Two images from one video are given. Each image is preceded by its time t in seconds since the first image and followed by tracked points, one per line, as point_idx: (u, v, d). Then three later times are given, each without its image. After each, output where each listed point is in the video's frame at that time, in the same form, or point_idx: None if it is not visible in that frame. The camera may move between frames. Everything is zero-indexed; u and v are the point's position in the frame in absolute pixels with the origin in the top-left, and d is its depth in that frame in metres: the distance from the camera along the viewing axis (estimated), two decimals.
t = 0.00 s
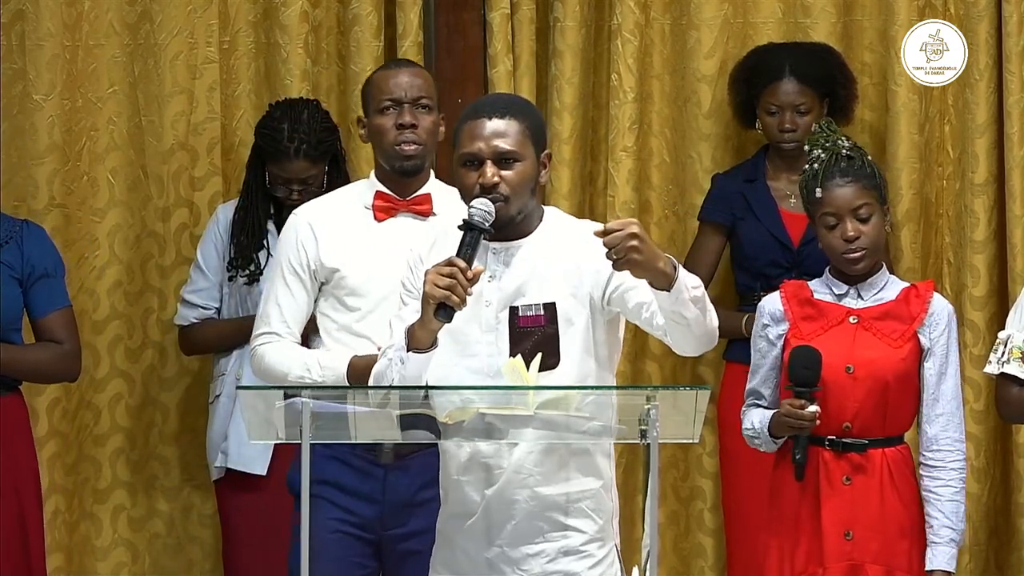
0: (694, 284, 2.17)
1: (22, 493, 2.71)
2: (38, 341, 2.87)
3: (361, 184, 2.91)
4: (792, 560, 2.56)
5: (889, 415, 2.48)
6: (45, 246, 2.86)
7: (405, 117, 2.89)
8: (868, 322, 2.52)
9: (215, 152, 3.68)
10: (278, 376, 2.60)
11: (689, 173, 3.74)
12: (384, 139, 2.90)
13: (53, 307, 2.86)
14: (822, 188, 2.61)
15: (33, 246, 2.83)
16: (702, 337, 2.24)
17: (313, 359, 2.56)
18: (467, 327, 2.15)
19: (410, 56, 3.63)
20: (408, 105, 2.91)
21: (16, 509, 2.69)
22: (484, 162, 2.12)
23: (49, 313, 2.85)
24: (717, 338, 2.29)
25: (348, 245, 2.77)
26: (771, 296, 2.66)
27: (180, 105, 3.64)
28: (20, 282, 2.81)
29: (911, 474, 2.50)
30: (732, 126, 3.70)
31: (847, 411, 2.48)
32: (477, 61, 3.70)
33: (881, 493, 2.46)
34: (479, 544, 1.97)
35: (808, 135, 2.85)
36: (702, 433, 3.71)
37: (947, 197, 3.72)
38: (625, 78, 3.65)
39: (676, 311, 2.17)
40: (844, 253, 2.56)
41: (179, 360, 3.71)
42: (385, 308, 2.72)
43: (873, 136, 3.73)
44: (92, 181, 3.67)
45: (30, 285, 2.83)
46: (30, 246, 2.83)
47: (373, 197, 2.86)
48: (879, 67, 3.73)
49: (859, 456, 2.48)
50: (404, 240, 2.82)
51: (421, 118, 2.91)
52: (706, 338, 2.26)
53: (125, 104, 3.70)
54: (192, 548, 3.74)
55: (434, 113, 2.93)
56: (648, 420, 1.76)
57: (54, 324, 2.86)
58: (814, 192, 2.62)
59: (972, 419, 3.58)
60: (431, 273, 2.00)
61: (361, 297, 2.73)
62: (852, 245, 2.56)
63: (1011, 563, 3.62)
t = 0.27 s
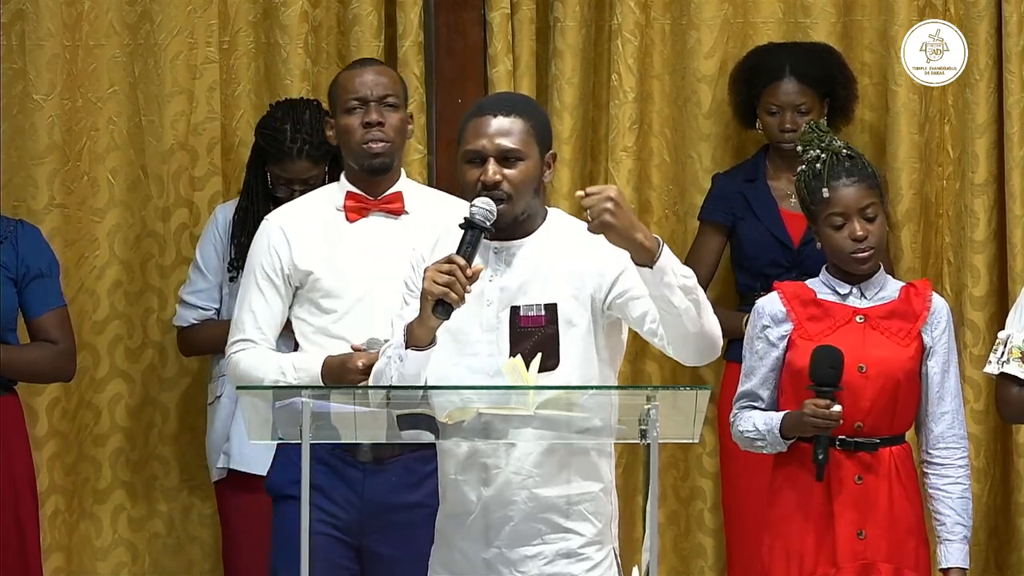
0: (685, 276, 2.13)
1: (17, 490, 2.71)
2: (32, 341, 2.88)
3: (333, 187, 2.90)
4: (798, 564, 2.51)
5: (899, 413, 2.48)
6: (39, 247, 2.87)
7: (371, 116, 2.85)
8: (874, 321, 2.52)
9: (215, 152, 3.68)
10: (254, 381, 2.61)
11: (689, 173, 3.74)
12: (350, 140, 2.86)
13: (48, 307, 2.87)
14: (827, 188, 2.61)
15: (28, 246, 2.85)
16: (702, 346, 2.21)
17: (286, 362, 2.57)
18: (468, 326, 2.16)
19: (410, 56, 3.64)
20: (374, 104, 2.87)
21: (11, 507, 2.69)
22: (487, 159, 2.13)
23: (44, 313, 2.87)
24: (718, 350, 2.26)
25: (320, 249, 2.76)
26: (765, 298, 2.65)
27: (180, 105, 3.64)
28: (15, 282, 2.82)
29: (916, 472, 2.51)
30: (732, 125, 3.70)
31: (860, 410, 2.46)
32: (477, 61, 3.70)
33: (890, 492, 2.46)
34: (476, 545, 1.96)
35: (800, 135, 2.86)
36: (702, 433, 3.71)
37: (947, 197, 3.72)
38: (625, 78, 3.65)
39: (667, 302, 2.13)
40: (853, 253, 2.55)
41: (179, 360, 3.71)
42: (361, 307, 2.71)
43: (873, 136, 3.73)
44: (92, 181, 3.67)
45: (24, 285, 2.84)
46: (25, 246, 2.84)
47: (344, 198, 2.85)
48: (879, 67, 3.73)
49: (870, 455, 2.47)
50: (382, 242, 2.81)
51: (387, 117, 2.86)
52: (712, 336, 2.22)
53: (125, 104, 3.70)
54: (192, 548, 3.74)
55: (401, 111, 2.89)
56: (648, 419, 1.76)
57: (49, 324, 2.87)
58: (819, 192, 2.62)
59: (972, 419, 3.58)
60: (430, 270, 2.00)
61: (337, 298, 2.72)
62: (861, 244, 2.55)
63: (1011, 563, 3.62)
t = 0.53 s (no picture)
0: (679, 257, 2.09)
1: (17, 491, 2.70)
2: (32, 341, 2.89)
3: (305, 189, 2.88)
4: (803, 564, 2.50)
5: (902, 411, 2.48)
6: (39, 247, 2.87)
7: (342, 115, 2.82)
8: (878, 321, 2.53)
9: (215, 152, 3.67)
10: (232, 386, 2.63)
11: (689, 173, 3.73)
12: (322, 139, 2.82)
13: (48, 307, 2.87)
14: (831, 189, 2.61)
15: (27, 246, 2.84)
16: (699, 339, 2.15)
17: (264, 365, 2.60)
18: (469, 325, 2.15)
19: (410, 56, 3.64)
20: (344, 103, 2.84)
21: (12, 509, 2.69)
22: (496, 165, 2.09)
23: (44, 312, 2.87)
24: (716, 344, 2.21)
25: (295, 251, 2.76)
26: (763, 299, 2.64)
27: (180, 105, 3.63)
28: (14, 282, 2.82)
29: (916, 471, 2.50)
30: (732, 125, 3.70)
31: (866, 409, 2.47)
32: (477, 61, 3.70)
33: (894, 491, 2.46)
34: (474, 544, 1.96)
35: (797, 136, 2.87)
36: (702, 432, 3.71)
37: (947, 197, 3.72)
38: (625, 78, 3.65)
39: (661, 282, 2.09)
40: (856, 252, 2.55)
41: (179, 360, 3.71)
42: (339, 308, 2.72)
43: (873, 136, 3.73)
44: (92, 181, 3.67)
45: (23, 285, 2.84)
46: (24, 246, 2.84)
47: (317, 199, 2.84)
48: (879, 68, 3.73)
49: (874, 455, 2.47)
50: (362, 241, 2.80)
51: (358, 115, 2.83)
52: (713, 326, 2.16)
53: (125, 104, 3.70)
54: (191, 548, 3.73)
55: (371, 110, 2.86)
56: (647, 419, 1.76)
57: (48, 324, 2.88)
58: (823, 193, 2.62)
59: (972, 419, 3.58)
60: (433, 273, 1.99)
61: (313, 300, 2.72)
62: (865, 244, 2.55)
63: (1011, 562, 3.62)
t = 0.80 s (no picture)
0: (667, 258, 2.11)
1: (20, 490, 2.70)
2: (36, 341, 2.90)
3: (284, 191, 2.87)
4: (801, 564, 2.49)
5: (901, 411, 2.48)
6: (42, 247, 2.87)
7: (326, 117, 2.82)
8: (876, 321, 2.53)
9: (214, 152, 3.67)
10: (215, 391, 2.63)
11: (689, 173, 3.73)
12: (304, 141, 2.82)
13: (51, 306, 2.88)
14: (830, 189, 2.62)
15: (31, 245, 2.85)
16: (693, 342, 2.17)
17: (249, 369, 2.62)
18: (469, 326, 2.15)
19: (410, 56, 3.64)
20: (327, 105, 2.84)
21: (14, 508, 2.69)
22: (496, 167, 2.09)
23: (47, 312, 2.87)
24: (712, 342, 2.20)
25: (279, 255, 2.75)
26: (764, 298, 2.64)
27: (179, 105, 3.63)
28: (17, 282, 2.82)
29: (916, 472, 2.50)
30: (731, 125, 3.70)
31: (864, 410, 2.46)
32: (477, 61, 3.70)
33: (892, 491, 2.46)
34: (471, 544, 1.95)
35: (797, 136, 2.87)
36: (702, 433, 3.71)
37: (947, 197, 3.71)
38: (625, 78, 3.65)
39: (654, 284, 2.10)
40: (855, 252, 2.55)
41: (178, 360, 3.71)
42: (324, 312, 2.72)
43: (873, 136, 3.73)
44: (92, 181, 3.67)
45: (26, 284, 2.84)
46: (27, 245, 2.84)
47: (299, 201, 2.82)
48: (879, 68, 3.73)
49: (872, 455, 2.47)
50: (345, 245, 2.80)
51: (341, 118, 2.84)
52: (708, 327, 2.17)
53: (124, 105, 3.70)
54: (191, 548, 3.73)
55: (354, 112, 2.86)
56: (647, 419, 1.76)
57: (51, 323, 2.88)
58: (822, 192, 2.62)
59: (972, 419, 3.58)
60: (433, 276, 1.99)
61: (298, 303, 2.72)
62: (863, 244, 2.55)
63: (1011, 563, 3.62)
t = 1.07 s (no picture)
0: (657, 259, 2.10)
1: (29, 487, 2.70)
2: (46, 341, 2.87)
3: (283, 191, 2.88)
4: (796, 563, 2.51)
5: (896, 411, 2.48)
6: (51, 246, 2.86)
7: (319, 119, 2.81)
8: (872, 320, 2.52)
9: (215, 152, 3.67)
10: (211, 391, 2.63)
11: (689, 173, 3.74)
12: (298, 143, 2.81)
13: (60, 306, 2.86)
14: (826, 188, 2.62)
15: (40, 245, 2.84)
16: (688, 344, 2.15)
17: (244, 368, 2.61)
18: (468, 326, 2.15)
19: (411, 56, 3.64)
20: (321, 107, 2.83)
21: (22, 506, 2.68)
22: (495, 170, 2.09)
23: (57, 311, 2.86)
24: (708, 349, 2.20)
25: (273, 254, 2.75)
26: (767, 297, 2.64)
27: (180, 105, 3.63)
28: (27, 282, 2.81)
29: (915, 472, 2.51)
30: (732, 125, 3.70)
31: (856, 409, 2.47)
32: (478, 61, 3.70)
33: (887, 491, 2.46)
34: (470, 544, 1.95)
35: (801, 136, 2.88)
36: (703, 432, 3.71)
37: (947, 197, 3.71)
38: (625, 78, 3.65)
39: (644, 288, 2.08)
40: (849, 252, 2.56)
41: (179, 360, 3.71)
42: (318, 311, 2.72)
43: (873, 136, 3.73)
44: (92, 181, 3.67)
45: (36, 284, 2.82)
46: (37, 246, 2.83)
47: (294, 201, 2.83)
48: (879, 68, 3.73)
49: (866, 454, 2.48)
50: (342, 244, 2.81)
51: (335, 119, 2.83)
52: (703, 329, 2.16)
53: (125, 104, 3.70)
54: (192, 548, 3.74)
55: (349, 113, 2.86)
56: (648, 419, 1.76)
57: (62, 323, 2.86)
58: (818, 192, 2.62)
59: (972, 419, 3.58)
60: (433, 280, 2.00)
61: (293, 302, 2.72)
62: (858, 244, 2.56)
63: (1011, 563, 3.62)
